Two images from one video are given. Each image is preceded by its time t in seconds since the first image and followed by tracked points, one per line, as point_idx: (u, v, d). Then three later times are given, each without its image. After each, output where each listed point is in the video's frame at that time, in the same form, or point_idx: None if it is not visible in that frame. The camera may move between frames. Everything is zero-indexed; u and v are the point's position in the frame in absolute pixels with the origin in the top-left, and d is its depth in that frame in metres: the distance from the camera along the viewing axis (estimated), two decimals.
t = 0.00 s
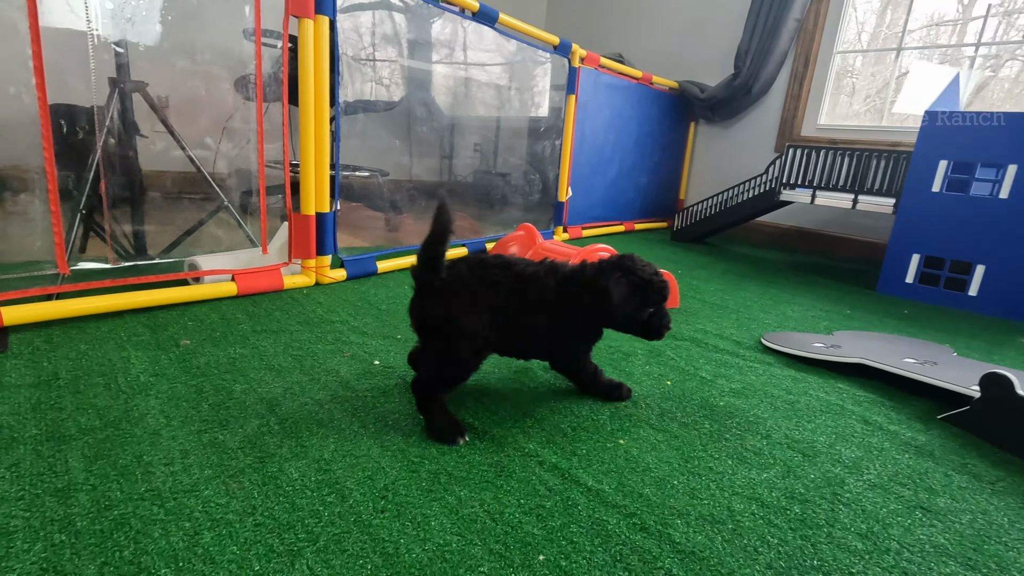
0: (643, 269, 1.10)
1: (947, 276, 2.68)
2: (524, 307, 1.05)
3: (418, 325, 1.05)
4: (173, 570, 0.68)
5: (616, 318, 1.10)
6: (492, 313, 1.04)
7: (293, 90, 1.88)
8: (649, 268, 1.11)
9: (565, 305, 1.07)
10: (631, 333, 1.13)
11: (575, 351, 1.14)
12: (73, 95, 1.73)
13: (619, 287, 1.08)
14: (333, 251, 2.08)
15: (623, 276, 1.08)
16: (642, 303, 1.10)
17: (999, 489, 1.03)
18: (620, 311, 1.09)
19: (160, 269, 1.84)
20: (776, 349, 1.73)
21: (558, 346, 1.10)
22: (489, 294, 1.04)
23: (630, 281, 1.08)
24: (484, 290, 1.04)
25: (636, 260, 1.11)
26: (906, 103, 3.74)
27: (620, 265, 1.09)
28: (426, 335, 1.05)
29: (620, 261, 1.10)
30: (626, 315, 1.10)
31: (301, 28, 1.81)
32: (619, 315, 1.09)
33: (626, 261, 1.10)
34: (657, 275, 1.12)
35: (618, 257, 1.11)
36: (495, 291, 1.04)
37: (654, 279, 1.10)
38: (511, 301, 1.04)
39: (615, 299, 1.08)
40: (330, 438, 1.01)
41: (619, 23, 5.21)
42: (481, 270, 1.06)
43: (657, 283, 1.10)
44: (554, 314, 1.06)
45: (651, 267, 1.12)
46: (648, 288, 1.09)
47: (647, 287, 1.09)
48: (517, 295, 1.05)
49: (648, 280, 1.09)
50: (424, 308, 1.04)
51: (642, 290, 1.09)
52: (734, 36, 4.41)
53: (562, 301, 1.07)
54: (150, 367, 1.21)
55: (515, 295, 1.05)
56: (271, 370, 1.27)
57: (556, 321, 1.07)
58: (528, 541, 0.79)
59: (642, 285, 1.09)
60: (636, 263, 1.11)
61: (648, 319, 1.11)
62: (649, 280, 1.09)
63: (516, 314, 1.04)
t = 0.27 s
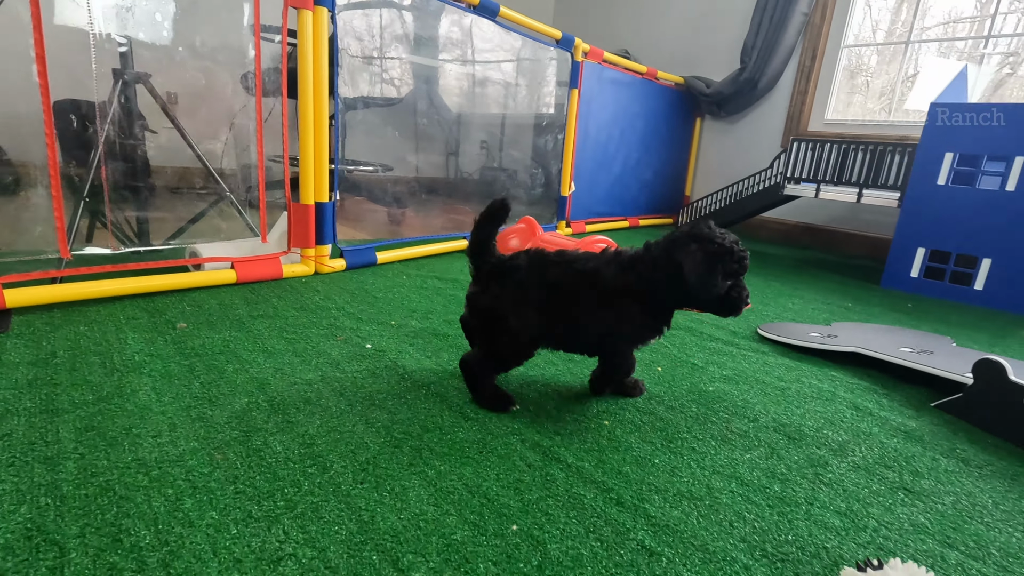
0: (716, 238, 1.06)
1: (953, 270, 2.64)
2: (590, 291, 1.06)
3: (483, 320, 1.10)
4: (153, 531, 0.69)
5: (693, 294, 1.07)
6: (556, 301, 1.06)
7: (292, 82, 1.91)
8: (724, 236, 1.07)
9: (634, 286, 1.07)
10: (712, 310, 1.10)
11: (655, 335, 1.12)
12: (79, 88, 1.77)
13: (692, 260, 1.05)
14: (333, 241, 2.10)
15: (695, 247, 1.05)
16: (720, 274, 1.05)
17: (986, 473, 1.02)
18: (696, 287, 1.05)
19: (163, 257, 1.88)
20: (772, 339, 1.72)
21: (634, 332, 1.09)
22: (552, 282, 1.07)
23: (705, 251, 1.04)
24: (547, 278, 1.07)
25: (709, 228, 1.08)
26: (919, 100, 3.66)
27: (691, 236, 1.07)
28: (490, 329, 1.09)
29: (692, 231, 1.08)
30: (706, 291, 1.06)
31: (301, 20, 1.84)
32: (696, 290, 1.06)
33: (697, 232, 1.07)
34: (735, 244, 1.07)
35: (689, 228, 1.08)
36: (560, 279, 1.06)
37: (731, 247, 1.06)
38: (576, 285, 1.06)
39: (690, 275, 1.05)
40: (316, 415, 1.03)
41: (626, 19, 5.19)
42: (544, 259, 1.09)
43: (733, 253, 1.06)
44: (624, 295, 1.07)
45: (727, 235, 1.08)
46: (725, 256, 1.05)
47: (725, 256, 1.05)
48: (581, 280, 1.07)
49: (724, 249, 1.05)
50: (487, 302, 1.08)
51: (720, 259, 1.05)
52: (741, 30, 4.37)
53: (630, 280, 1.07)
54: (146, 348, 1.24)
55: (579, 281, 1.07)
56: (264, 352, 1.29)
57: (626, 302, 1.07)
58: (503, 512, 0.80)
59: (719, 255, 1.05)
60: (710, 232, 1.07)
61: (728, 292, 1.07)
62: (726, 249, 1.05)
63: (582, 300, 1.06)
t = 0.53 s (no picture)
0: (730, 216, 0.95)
1: (942, 262, 2.65)
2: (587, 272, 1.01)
3: (483, 289, 1.12)
4: (118, 489, 0.72)
5: (703, 282, 0.97)
6: (552, 284, 1.03)
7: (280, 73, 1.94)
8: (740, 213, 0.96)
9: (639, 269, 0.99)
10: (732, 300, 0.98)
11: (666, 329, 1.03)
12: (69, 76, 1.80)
13: (700, 238, 0.95)
14: (321, 230, 2.13)
15: (704, 226, 0.95)
16: (734, 255, 0.94)
17: (947, 449, 1.04)
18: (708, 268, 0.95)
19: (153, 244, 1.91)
20: (753, 326, 1.73)
21: (640, 321, 1.00)
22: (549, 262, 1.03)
23: (714, 229, 0.94)
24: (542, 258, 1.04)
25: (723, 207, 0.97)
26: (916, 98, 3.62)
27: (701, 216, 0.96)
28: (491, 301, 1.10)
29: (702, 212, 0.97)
30: (716, 276, 0.95)
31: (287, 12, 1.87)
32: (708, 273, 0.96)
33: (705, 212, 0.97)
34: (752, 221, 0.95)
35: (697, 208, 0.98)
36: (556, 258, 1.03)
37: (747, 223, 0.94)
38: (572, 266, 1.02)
39: (693, 259, 0.95)
40: (290, 389, 1.05)
41: (623, 15, 5.20)
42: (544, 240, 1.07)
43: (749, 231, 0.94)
44: (624, 280, 1.00)
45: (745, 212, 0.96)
46: (739, 234, 0.94)
47: (738, 234, 0.93)
48: (579, 263, 1.03)
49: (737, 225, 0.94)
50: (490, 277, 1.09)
51: (733, 237, 0.94)
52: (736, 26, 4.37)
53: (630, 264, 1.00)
54: (128, 328, 1.27)
55: (575, 263, 1.03)
56: (244, 333, 1.31)
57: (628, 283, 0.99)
58: (463, 476, 0.82)
59: (734, 233, 0.94)
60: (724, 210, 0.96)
61: (746, 277, 0.95)
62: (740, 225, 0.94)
63: (580, 283, 1.02)
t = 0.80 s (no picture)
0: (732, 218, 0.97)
1: (932, 261, 2.67)
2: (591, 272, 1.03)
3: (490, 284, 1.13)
4: (102, 473, 0.75)
5: (700, 284, 0.98)
6: (551, 281, 1.04)
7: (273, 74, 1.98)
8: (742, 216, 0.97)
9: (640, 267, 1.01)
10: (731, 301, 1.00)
11: (663, 330, 1.05)
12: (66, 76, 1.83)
13: (701, 240, 0.97)
14: (314, 227, 2.17)
15: (706, 229, 0.97)
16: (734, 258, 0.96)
17: (916, 441, 1.06)
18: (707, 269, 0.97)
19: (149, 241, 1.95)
20: (738, 323, 1.75)
21: (638, 323, 1.01)
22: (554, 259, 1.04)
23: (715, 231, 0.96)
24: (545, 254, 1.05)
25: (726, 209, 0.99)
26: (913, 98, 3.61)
27: (701, 219, 0.98)
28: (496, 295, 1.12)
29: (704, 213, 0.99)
30: (716, 277, 0.97)
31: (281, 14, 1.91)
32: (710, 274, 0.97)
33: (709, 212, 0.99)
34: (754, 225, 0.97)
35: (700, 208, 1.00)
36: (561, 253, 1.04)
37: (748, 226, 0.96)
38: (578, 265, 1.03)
39: (694, 260, 0.97)
40: (275, 380, 1.08)
41: (621, 16, 5.22)
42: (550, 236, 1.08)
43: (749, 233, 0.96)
44: (626, 281, 1.01)
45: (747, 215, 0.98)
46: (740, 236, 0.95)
47: (739, 238, 0.95)
48: (580, 261, 1.04)
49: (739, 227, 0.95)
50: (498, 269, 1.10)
51: (734, 240, 0.95)
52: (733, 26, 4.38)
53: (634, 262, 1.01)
54: (121, 321, 1.30)
55: (579, 261, 1.04)
56: (234, 327, 1.34)
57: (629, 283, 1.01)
58: (437, 463, 0.85)
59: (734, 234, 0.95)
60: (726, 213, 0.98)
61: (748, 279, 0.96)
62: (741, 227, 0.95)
63: (584, 279, 1.03)
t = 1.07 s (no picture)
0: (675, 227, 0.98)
1: (923, 264, 2.68)
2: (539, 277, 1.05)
3: (450, 284, 1.14)
4: (82, 469, 0.78)
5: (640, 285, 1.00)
6: (508, 280, 1.06)
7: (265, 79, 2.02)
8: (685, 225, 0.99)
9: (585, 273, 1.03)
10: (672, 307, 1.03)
11: (611, 329, 1.07)
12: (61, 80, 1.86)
13: (642, 249, 0.98)
14: (306, 229, 2.20)
15: (648, 237, 0.99)
16: (675, 267, 0.98)
17: (885, 442, 1.08)
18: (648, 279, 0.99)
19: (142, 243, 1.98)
20: (722, 325, 1.77)
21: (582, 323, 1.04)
22: (504, 263, 1.06)
23: (656, 240, 0.98)
24: (496, 258, 1.07)
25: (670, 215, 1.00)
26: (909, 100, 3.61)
27: (644, 225, 1.00)
28: (454, 294, 1.14)
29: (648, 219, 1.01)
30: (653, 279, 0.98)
31: (272, 21, 1.95)
32: (650, 283, 0.99)
33: (652, 218, 1.00)
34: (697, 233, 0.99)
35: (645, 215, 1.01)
36: (512, 259, 1.06)
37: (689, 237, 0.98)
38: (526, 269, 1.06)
39: (633, 259, 0.99)
40: (257, 380, 1.10)
41: (618, 18, 5.24)
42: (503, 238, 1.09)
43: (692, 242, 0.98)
44: (573, 281, 1.03)
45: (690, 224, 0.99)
46: (680, 246, 0.97)
47: (678, 247, 0.97)
48: (534, 261, 1.05)
49: (679, 238, 0.97)
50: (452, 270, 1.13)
51: (674, 250, 0.98)
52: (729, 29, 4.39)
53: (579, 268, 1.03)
54: (110, 322, 1.33)
55: (531, 260, 1.05)
56: (221, 327, 1.37)
57: (575, 290, 1.03)
58: (409, 460, 0.87)
59: (674, 245, 0.98)
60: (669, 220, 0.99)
61: (686, 288, 0.99)
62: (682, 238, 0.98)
63: (535, 278, 1.05)
